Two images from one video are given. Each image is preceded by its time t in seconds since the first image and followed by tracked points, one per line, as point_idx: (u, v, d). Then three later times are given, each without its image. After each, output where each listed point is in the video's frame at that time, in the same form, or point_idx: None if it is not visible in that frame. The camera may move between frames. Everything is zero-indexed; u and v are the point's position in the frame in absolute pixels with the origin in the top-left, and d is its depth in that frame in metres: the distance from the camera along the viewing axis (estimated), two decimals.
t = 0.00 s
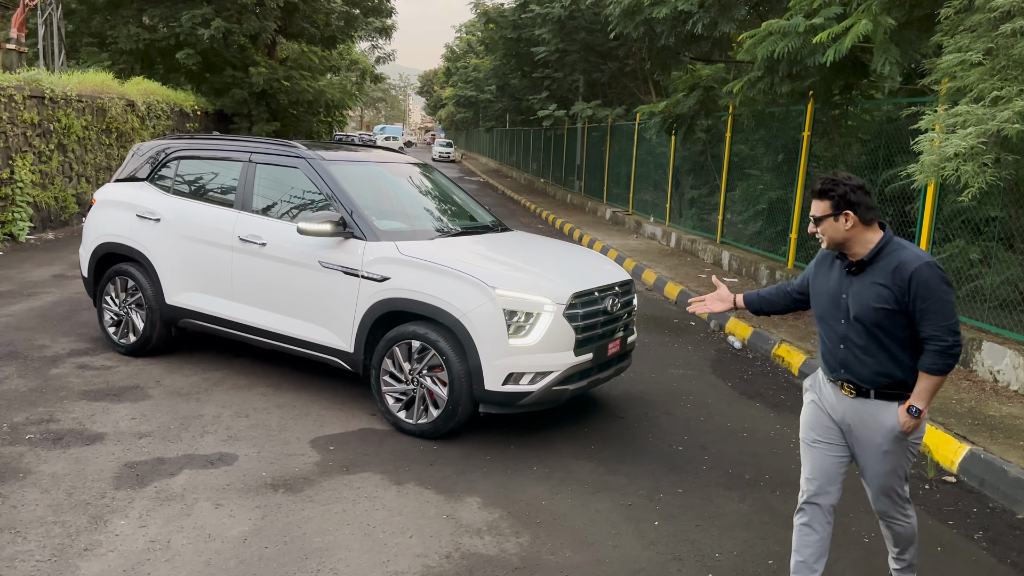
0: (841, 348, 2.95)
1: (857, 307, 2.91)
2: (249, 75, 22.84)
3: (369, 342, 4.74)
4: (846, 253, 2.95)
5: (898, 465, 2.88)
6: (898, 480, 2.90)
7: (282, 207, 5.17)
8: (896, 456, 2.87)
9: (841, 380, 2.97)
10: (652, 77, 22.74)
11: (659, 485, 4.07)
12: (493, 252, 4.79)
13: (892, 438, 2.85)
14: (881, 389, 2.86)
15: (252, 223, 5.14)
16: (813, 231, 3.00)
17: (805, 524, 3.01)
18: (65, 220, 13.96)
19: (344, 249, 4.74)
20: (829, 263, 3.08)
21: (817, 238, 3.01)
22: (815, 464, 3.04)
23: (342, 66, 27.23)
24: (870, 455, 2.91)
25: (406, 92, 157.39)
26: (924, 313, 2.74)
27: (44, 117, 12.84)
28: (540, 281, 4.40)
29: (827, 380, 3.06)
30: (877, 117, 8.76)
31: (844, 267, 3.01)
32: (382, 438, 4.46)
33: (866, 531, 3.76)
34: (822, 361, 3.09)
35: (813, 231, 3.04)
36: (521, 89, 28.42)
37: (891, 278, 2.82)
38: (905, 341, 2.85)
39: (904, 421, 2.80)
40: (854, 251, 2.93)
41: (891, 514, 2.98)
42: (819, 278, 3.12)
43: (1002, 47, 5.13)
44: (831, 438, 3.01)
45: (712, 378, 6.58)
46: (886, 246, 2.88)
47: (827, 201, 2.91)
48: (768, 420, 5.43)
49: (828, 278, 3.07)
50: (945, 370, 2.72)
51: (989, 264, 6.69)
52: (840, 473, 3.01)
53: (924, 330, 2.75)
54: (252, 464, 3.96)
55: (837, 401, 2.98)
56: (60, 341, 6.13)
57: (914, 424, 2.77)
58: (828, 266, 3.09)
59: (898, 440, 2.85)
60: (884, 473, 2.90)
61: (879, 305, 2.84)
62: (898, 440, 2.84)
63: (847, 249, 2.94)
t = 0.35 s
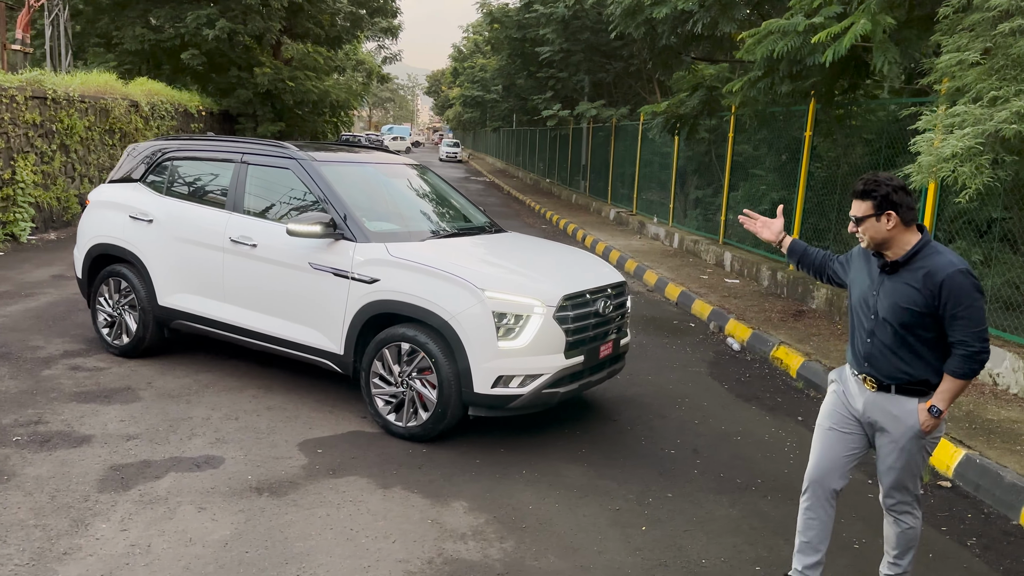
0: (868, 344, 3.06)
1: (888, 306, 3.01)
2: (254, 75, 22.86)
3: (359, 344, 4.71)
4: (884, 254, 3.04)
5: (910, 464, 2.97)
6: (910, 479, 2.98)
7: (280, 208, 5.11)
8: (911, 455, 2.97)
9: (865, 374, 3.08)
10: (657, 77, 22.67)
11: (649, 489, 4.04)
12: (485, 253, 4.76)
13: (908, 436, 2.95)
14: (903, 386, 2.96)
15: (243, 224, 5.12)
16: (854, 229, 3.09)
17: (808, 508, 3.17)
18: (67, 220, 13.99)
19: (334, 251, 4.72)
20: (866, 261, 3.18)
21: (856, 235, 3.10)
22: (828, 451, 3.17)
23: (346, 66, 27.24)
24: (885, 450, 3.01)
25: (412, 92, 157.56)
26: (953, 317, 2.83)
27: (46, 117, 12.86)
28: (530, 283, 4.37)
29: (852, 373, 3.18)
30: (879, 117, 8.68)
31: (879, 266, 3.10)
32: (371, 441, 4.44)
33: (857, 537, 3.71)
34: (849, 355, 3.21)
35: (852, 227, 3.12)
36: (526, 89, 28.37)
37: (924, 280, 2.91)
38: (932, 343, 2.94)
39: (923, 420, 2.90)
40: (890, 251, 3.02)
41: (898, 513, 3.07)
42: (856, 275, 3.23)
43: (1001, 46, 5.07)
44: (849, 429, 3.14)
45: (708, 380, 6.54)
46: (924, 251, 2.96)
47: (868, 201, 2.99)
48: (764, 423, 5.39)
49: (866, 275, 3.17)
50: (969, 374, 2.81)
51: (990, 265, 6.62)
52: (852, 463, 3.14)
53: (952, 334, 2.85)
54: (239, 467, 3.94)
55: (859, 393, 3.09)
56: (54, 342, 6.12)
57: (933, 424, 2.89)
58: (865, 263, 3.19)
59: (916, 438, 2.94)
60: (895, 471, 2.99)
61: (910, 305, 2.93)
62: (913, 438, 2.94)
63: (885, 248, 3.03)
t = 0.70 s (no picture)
0: (859, 333, 3.09)
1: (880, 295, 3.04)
2: (256, 75, 22.91)
3: (346, 342, 4.72)
4: (875, 244, 3.06)
5: (898, 449, 2.99)
6: (899, 465, 3.00)
7: (276, 208, 5.09)
8: (901, 441, 2.98)
9: (855, 363, 3.12)
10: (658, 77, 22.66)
11: (632, 488, 4.04)
12: (472, 252, 4.77)
13: (897, 421, 2.98)
14: (893, 374, 3.00)
15: (231, 222, 5.14)
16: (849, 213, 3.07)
17: (818, 490, 3.31)
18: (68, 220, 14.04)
19: (321, 249, 4.72)
20: (856, 252, 3.22)
21: (851, 222, 3.06)
22: (825, 443, 3.25)
23: (349, 67, 27.30)
24: (875, 437, 3.04)
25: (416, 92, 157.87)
26: (944, 304, 2.86)
27: (46, 118, 12.91)
28: (516, 281, 4.37)
29: (841, 364, 3.21)
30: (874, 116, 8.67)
31: (870, 257, 3.13)
32: (357, 439, 4.44)
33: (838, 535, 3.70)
34: (839, 345, 3.24)
35: (847, 213, 3.08)
36: (528, 89, 28.37)
37: (916, 269, 2.94)
38: (922, 330, 2.98)
39: (914, 405, 2.93)
40: (882, 242, 3.04)
41: (884, 505, 3.04)
42: (846, 265, 3.26)
43: (990, 45, 5.05)
44: (843, 419, 3.21)
45: (699, 380, 6.53)
46: (914, 241, 2.99)
47: (873, 184, 2.98)
48: (753, 422, 5.38)
49: (855, 265, 3.20)
50: (959, 359, 2.85)
51: (985, 264, 6.59)
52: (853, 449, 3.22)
53: (943, 320, 2.88)
54: (222, 465, 3.95)
55: (848, 384, 3.14)
56: (47, 341, 6.15)
57: (924, 408, 2.92)
58: (855, 254, 3.22)
59: (906, 423, 2.97)
60: (883, 458, 3.01)
61: (902, 294, 2.96)
62: (903, 423, 2.96)
63: (877, 239, 3.04)
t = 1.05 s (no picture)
0: (821, 322, 3.23)
1: (841, 284, 3.20)
2: (257, 76, 22.98)
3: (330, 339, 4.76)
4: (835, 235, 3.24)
5: (861, 430, 3.13)
6: (863, 445, 3.13)
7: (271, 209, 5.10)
8: (865, 420, 3.14)
9: (817, 352, 3.26)
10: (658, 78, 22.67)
11: (611, 484, 4.07)
12: (457, 250, 4.80)
13: (861, 401, 3.13)
14: (856, 357, 3.15)
15: (219, 221, 5.18)
16: (829, 201, 3.19)
17: (807, 476, 3.44)
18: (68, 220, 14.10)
19: (307, 247, 4.77)
20: (813, 247, 3.38)
21: (838, 210, 3.16)
22: (804, 430, 3.41)
23: (350, 68, 27.35)
24: (841, 419, 3.18)
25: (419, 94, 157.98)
26: (903, 289, 3.07)
27: (45, 118, 12.96)
28: (498, 279, 4.41)
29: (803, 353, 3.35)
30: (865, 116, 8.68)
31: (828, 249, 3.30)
32: (340, 435, 4.49)
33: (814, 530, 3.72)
34: (800, 336, 3.37)
35: (830, 203, 3.18)
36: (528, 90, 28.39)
37: (876, 257, 3.13)
38: (881, 316, 3.17)
39: (878, 384, 3.10)
40: (846, 233, 3.23)
41: (848, 488, 3.15)
42: (801, 259, 3.41)
43: (972, 44, 5.07)
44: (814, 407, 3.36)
45: (687, 378, 6.56)
46: (870, 232, 3.21)
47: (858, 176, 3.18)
48: (737, 420, 5.40)
49: (812, 259, 3.36)
50: (917, 340, 3.06)
51: (977, 264, 6.55)
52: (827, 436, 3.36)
53: (901, 304, 3.08)
54: (205, 460, 4.00)
55: (812, 373, 3.29)
56: (39, 338, 6.20)
57: (887, 387, 3.08)
58: (812, 248, 3.38)
59: (869, 402, 3.13)
60: (849, 439, 3.15)
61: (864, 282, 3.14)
62: (865, 403, 3.12)
63: (843, 229, 3.23)
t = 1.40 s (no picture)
0: (798, 312, 3.28)
1: (815, 276, 3.27)
2: (260, 77, 23.07)
3: (318, 337, 4.79)
4: (806, 230, 3.32)
5: (840, 415, 3.20)
6: (841, 431, 3.19)
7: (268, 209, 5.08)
8: (843, 405, 3.21)
9: (793, 341, 3.30)
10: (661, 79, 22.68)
11: (596, 481, 4.08)
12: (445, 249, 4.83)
13: (839, 387, 3.20)
14: (832, 345, 3.22)
15: (210, 219, 5.22)
16: (804, 196, 3.26)
17: (787, 470, 3.46)
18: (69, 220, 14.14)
19: (297, 245, 4.80)
20: (784, 241, 3.44)
21: (813, 205, 3.24)
22: (782, 423, 3.44)
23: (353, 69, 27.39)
24: (820, 406, 3.23)
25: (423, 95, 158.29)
26: (875, 278, 3.17)
27: (47, 118, 12.98)
28: (485, 277, 4.43)
29: (779, 344, 3.40)
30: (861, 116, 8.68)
31: (799, 243, 3.37)
32: (327, 433, 4.51)
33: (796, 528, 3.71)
34: (774, 327, 3.41)
35: (804, 199, 3.25)
36: (531, 91, 28.44)
37: (847, 249, 3.22)
38: (853, 305, 3.26)
39: (854, 370, 3.19)
40: (818, 226, 3.32)
41: (827, 474, 3.19)
42: (772, 253, 3.47)
43: (961, 44, 5.07)
44: (790, 397, 3.41)
45: (679, 377, 6.56)
46: (839, 224, 3.31)
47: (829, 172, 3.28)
48: (726, 419, 5.40)
49: (783, 252, 3.43)
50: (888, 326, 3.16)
51: (970, 265, 6.50)
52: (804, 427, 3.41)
53: (872, 292, 3.18)
54: (192, 456, 4.03)
55: (789, 362, 3.34)
56: (34, 336, 6.23)
57: (863, 372, 3.18)
58: (783, 242, 3.44)
59: (846, 387, 3.20)
60: (827, 424, 3.21)
61: (837, 272, 3.22)
62: (842, 388, 3.20)
63: (816, 223, 3.30)
